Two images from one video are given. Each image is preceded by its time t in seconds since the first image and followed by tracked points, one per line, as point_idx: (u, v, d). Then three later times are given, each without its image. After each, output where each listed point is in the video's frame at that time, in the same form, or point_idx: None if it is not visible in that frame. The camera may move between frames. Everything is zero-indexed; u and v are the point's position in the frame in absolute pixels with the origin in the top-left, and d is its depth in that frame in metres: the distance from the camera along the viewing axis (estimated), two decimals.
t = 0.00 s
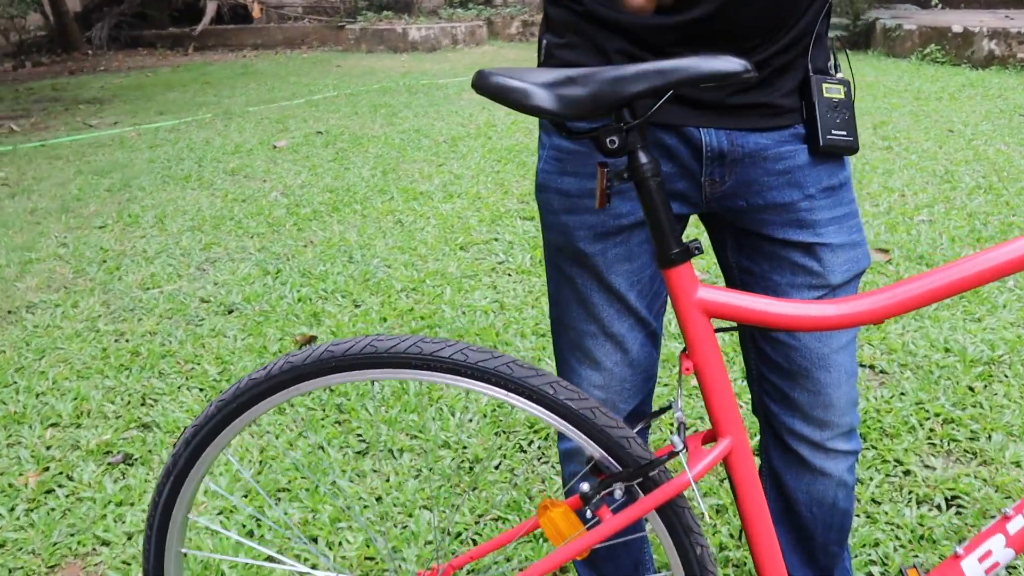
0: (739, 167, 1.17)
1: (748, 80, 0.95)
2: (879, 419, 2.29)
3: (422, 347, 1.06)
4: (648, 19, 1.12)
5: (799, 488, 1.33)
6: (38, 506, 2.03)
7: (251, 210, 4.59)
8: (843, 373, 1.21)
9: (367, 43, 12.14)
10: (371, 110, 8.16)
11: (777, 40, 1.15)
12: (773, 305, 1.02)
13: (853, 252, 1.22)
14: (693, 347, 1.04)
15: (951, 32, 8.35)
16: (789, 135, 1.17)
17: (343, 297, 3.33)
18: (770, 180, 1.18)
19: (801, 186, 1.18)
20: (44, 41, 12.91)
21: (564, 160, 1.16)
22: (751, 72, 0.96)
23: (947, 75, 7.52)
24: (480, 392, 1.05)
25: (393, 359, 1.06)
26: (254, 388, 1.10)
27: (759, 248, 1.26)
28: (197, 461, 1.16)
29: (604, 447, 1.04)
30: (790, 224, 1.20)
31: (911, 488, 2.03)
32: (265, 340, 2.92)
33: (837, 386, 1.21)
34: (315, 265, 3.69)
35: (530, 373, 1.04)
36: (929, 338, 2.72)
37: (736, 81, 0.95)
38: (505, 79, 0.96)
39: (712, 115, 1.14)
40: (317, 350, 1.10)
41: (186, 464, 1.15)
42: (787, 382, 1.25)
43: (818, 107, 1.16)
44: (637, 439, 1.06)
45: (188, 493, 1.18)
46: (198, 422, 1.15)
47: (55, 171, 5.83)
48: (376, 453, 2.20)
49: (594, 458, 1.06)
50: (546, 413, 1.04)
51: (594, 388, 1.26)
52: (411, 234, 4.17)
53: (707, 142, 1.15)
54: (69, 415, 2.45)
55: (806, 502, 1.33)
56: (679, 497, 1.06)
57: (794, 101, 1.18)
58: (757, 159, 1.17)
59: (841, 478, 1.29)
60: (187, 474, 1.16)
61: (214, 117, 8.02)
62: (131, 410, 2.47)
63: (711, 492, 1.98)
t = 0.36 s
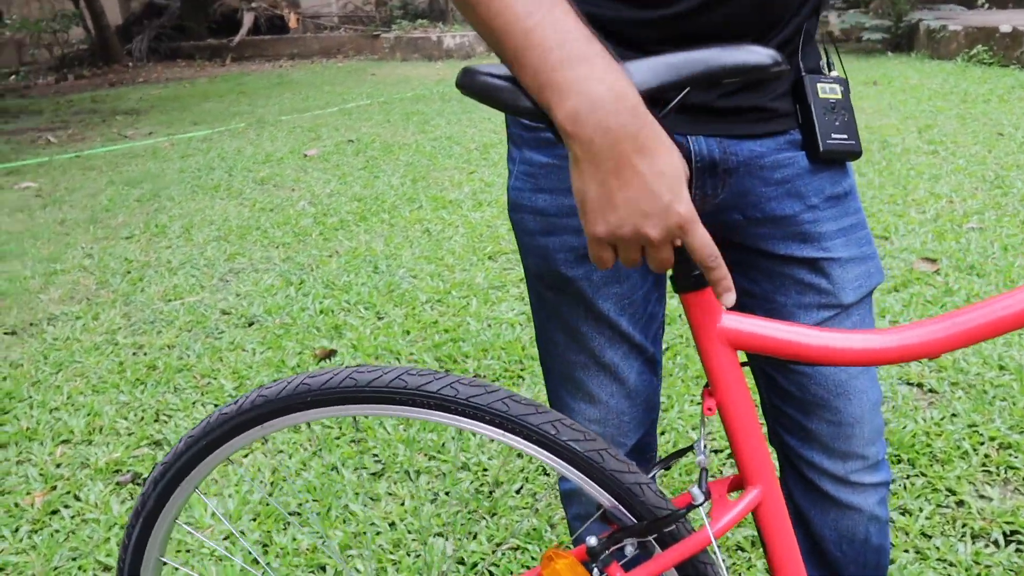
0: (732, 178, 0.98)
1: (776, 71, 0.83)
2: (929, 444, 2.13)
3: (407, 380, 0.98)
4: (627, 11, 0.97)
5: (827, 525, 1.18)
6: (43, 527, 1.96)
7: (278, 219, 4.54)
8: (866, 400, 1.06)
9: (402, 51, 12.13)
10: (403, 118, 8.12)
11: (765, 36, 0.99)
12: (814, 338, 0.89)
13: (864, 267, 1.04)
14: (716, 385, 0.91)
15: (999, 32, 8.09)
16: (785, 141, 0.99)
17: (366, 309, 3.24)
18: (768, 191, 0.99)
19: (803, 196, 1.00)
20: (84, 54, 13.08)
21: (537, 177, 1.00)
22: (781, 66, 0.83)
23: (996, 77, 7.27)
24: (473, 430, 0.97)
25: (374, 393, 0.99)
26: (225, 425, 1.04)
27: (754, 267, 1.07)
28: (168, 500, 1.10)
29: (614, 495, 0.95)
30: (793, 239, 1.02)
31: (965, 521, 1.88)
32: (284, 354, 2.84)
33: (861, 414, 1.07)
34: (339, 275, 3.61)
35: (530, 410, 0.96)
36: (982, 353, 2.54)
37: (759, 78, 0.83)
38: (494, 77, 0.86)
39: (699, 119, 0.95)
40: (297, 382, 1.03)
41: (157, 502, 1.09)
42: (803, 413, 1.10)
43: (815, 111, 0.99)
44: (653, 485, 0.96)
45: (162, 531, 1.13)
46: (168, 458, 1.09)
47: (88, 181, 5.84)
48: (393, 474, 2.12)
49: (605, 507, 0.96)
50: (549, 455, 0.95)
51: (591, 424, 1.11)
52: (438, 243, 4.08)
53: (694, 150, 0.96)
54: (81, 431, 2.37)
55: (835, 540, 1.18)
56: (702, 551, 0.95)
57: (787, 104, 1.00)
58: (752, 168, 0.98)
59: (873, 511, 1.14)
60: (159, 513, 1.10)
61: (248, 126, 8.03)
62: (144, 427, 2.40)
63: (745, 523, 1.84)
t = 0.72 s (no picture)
0: (748, 152, 0.95)
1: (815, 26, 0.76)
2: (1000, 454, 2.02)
3: (412, 341, 0.95)
4: None
5: (856, 530, 1.14)
6: (89, 471, 1.99)
7: (349, 182, 4.54)
8: (893, 401, 1.02)
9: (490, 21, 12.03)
10: (485, 87, 8.05)
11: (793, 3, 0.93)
12: (844, 320, 0.81)
13: (895, 256, 0.97)
14: (735, 364, 0.86)
15: None
16: (810, 116, 0.93)
17: (425, 276, 3.21)
18: (787, 169, 0.95)
19: (827, 175, 0.94)
20: (181, 13, 13.37)
21: (544, 141, 0.94)
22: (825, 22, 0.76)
23: None
24: (477, 395, 0.93)
25: (379, 352, 0.96)
26: (232, 375, 1.02)
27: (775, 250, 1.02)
28: (176, 450, 1.08)
29: (619, 474, 0.90)
30: (814, 221, 0.96)
31: None
32: (340, 316, 2.84)
33: (887, 415, 1.03)
34: (403, 241, 3.60)
35: (535, 380, 0.91)
36: None
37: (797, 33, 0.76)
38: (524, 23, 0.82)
39: (712, 90, 0.93)
40: (302, 336, 1.01)
41: (165, 450, 1.08)
42: (828, 409, 1.07)
43: (844, 84, 0.92)
44: (662, 469, 0.91)
45: (170, 482, 1.11)
46: (179, 407, 1.08)
47: (173, 137, 5.96)
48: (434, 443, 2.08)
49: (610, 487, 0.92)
50: (553, 428, 0.91)
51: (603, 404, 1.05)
52: (505, 213, 4.02)
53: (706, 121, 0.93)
54: (136, 379, 2.42)
55: (865, 546, 1.14)
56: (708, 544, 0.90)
57: (815, 76, 0.93)
58: (770, 144, 0.94)
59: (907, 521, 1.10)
60: (167, 462, 1.09)
61: (331, 89, 8.08)
62: (196, 379, 2.43)
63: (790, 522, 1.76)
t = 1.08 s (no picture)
0: (740, 156, 0.95)
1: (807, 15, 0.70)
2: None
3: (395, 328, 0.91)
4: None
5: (856, 560, 1.09)
6: (111, 452, 2.03)
7: (397, 183, 4.57)
8: (893, 427, 0.97)
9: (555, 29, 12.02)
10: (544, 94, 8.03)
11: None
12: (828, 325, 0.77)
13: (899, 272, 0.94)
14: (715, 366, 0.83)
15: None
16: (809, 119, 0.93)
17: (461, 279, 3.20)
18: (780, 176, 0.94)
19: (825, 184, 0.93)
20: (253, 12, 13.69)
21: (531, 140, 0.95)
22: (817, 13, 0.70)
23: None
24: (456, 388, 0.89)
25: (364, 338, 0.92)
26: (224, 355, 0.99)
27: (774, 260, 1.01)
28: (169, 427, 1.07)
29: (594, 476, 0.85)
30: (810, 232, 0.95)
31: None
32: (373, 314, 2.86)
33: (886, 442, 0.98)
34: (444, 242, 3.60)
35: (515, 373, 0.87)
36: None
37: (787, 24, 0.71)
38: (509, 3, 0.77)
39: (705, 88, 0.93)
40: (290, 319, 0.97)
41: (158, 427, 1.07)
42: (826, 432, 1.03)
43: (847, 85, 0.90)
44: (640, 474, 0.86)
45: (162, 458, 1.10)
46: (173, 384, 1.06)
47: (233, 133, 6.09)
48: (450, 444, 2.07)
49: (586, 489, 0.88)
50: (529, 424, 0.87)
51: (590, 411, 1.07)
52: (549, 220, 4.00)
53: (698, 121, 0.94)
54: (168, 366, 2.46)
55: None
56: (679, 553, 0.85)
57: (818, 76, 0.92)
58: (764, 148, 0.94)
59: (910, 555, 1.04)
60: (159, 439, 1.08)
61: (392, 92, 8.15)
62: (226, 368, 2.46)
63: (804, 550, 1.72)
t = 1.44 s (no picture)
0: (710, 235, 0.98)
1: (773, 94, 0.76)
2: None
3: (372, 397, 0.94)
4: (595, 43, 0.98)
5: None
6: (103, 515, 2.03)
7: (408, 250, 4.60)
8: (879, 515, 0.96)
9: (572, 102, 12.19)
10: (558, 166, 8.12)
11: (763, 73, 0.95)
12: (797, 401, 0.81)
13: (879, 354, 0.94)
14: (685, 441, 0.85)
15: None
16: (783, 198, 0.96)
17: (465, 347, 3.20)
18: (753, 255, 0.97)
19: (800, 264, 0.95)
20: (277, 83, 14.03)
21: (504, 216, 1.05)
22: (782, 90, 0.76)
23: None
24: (429, 457, 0.92)
25: (342, 406, 0.95)
26: (204, 419, 1.02)
27: (751, 338, 1.02)
28: (147, 489, 1.08)
29: (566, 550, 0.86)
30: (786, 311, 0.96)
31: None
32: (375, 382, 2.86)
33: (872, 531, 0.96)
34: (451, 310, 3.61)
35: (488, 445, 0.90)
36: None
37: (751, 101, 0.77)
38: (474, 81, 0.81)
39: (677, 166, 0.97)
40: (271, 385, 0.99)
41: (136, 489, 1.08)
42: (809, 516, 1.02)
43: (820, 164, 0.94)
44: (612, 551, 0.87)
45: (139, 519, 1.10)
46: (153, 445, 1.07)
47: (250, 199, 6.18)
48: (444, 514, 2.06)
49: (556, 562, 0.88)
50: (501, 496, 0.88)
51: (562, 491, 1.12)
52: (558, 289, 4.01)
53: (669, 199, 0.98)
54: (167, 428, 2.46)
55: None
56: None
57: (791, 154, 0.96)
58: (735, 226, 0.96)
59: None
60: (138, 499, 1.09)
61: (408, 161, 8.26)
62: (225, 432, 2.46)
63: None
